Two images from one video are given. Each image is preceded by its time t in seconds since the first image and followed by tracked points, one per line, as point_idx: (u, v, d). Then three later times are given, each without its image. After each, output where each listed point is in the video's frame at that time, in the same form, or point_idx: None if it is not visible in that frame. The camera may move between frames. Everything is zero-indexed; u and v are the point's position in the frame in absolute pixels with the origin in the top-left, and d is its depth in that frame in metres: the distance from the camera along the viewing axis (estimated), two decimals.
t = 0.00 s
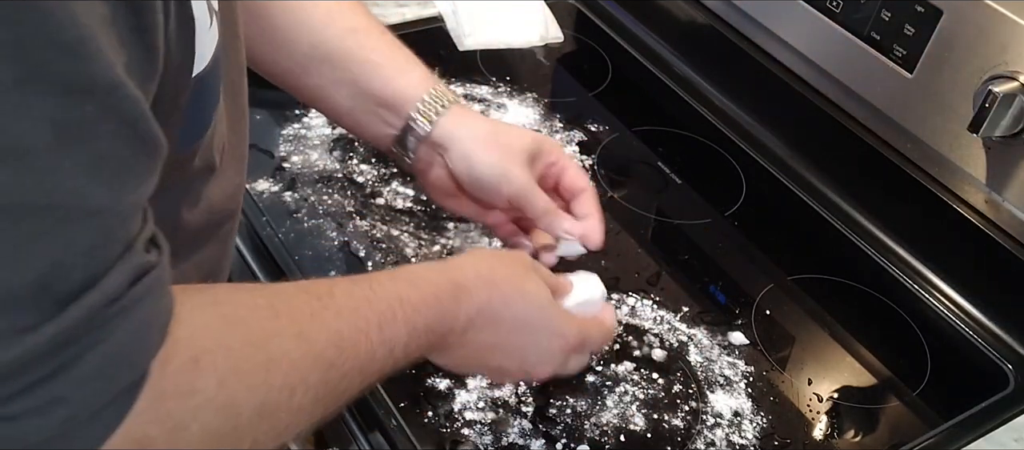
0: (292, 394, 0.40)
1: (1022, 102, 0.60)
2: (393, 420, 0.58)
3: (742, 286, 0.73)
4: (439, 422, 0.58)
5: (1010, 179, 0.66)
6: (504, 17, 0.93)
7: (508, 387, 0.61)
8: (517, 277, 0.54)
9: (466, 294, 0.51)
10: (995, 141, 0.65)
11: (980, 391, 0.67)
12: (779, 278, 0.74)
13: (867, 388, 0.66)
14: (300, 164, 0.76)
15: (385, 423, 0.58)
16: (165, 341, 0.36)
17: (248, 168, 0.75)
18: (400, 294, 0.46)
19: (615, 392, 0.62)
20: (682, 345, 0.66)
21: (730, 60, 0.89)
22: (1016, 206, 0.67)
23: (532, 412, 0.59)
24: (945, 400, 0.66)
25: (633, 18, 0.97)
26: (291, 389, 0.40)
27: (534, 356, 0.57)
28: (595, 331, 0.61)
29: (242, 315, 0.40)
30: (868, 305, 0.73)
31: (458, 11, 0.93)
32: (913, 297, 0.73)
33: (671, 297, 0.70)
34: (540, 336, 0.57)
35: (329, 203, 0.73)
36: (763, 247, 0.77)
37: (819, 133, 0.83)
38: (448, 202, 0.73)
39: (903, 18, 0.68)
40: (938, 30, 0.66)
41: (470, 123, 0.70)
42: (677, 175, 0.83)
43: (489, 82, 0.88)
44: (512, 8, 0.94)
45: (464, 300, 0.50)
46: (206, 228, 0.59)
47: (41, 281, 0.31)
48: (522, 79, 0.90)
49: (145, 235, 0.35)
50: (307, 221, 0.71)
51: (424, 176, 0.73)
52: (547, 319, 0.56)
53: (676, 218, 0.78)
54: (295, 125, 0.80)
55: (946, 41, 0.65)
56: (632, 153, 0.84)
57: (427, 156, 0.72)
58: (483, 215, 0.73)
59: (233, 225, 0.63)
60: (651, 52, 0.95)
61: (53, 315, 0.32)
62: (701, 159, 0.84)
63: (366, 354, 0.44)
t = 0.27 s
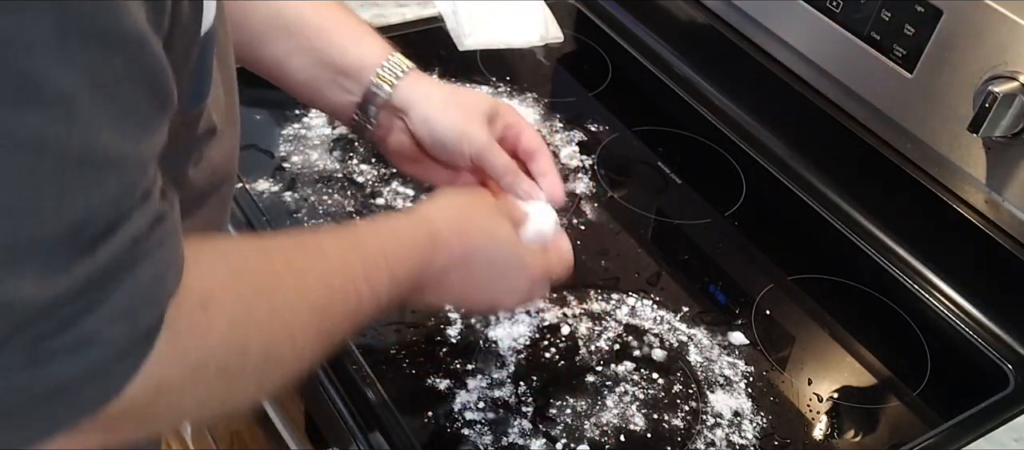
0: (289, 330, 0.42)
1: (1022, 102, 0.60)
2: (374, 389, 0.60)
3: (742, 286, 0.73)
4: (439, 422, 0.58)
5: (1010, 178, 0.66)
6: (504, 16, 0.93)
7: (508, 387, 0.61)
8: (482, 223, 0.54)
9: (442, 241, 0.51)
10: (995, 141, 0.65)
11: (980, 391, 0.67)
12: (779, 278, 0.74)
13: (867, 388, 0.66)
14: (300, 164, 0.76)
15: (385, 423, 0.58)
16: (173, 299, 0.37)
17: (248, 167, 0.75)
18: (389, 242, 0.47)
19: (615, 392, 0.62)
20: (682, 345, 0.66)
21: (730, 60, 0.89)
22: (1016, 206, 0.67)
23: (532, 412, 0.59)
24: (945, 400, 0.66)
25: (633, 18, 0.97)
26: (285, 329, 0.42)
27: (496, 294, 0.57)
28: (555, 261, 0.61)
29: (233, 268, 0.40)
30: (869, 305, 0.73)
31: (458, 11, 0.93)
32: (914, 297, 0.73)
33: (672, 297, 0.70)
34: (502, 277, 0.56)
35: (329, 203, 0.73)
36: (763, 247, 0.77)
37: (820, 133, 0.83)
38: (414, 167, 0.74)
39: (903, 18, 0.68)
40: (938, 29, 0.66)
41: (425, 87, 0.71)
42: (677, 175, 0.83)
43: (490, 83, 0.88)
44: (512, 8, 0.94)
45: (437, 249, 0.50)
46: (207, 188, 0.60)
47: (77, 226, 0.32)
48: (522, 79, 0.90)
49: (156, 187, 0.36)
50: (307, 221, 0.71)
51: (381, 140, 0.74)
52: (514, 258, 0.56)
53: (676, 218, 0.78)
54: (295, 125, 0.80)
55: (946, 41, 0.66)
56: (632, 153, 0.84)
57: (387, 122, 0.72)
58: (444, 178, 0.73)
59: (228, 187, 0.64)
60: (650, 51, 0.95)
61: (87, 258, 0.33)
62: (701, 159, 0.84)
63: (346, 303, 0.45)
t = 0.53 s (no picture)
0: (272, 227, 0.43)
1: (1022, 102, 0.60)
2: (361, 366, 0.61)
3: (743, 286, 0.73)
4: (439, 422, 0.58)
5: (1010, 178, 0.66)
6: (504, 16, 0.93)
7: (508, 387, 0.61)
8: (446, 150, 0.53)
9: (413, 161, 0.51)
10: (995, 141, 0.65)
11: (980, 391, 0.67)
12: (779, 278, 0.74)
13: (867, 388, 0.66)
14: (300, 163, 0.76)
15: (385, 424, 0.58)
16: (160, 158, 0.39)
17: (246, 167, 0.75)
18: (356, 158, 0.47)
19: (615, 392, 0.62)
20: (682, 345, 0.66)
21: (730, 60, 0.90)
22: (1015, 206, 0.67)
23: (532, 412, 0.59)
24: (945, 400, 0.66)
25: (633, 18, 0.97)
26: (263, 224, 0.43)
27: (463, 222, 0.56)
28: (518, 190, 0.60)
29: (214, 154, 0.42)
30: (869, 305, 0.73)
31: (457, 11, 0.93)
32: (914, 297, 0.73)
33: (671, 297, 0.70)
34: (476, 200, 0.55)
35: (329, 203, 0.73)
36: (764, 247, 0.77)
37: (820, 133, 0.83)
38: (374, 109, 0.74)
39: (903, 18, 0.68)
40: (939, 29, 0.66)
41: (386, 34, 0.72)
42: (677, 175, 0.83)
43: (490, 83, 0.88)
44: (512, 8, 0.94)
45: (409, 170, 0.51)
46: (184, 119, 0.58)
47: (73, 67, 0.34)
48: (522, 79, 0.90)
49: (143, 49, 0.38)
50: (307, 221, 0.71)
51: (348, 88, 0.73)
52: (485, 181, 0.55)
53: (676, 218, 0.78)
54: (295, 125, 0.80)
55: (946, 41, 0.66)
56: (632, 153, 0.84)
57: (354, 67, 0.72)
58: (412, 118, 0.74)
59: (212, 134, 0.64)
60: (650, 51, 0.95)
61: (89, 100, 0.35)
62: (701, 159, 0.84)
63: (326, 212, 0.45)
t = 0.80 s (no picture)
0: (208, 119, 0.46)
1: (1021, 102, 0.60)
2: (344, 338, 0.62)
3: (743, 286, 0.73)
4: (439, 422, 0.58)
5: (1010, 178, 0.66)
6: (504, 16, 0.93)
7: (508, 387, 0.60)
8: (413, 95, 0.57)
9: (374, 96, 0.54)
10: (995, 141, 0.65)
11: (980, 391, 0.67)
12: (779, 278, 0.74)
13: (867, 388, 0.66)
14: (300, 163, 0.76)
15: (385, 424, 0.58)
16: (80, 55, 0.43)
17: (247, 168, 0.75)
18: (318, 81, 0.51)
19: (615, 392, 0.62)
20: (682, 345, 0.66)
21: (729, 60, 0.89)
22: (1015, 206, 0.67)
23: (532, 412, 0.59)
24: (945, 400, 0.66)
25: (633, 18, 0.97)
26: (205, 107, 0.46)
27: (429, 162, 0.60)
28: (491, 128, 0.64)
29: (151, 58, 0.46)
30: (870, 305, 0.73)
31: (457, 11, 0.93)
32: (914, 297, 0.73)
33: (671, 297, 0.70)
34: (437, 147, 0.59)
35: (329, 203, 0.73)
36: (764, 248, 0.77)
37: (821, 132, 0.83)
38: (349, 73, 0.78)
39: (903, 18, 0.68)
40: (938, 29, 0.66)
41: (373, 4, 0.74)
42: (678, 175, 0.83)
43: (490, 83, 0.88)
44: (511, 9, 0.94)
45: (369, 102, 0.54)
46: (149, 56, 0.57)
47: None
48: (522, 80, 0.90)
49: None
50: (307, 221, 0.71)
51: (335, 52, 0.77)
52: (450, 130, 0.59)
53: (676, 218, 0.78)
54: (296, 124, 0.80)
55: (946, 41, 0.66)
56: (632, 153, 0.84)
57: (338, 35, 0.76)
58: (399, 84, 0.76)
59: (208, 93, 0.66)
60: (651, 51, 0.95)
61: (80, 6, 0.47)
62: (701, 160, 0.84)
63: (270, 116, 0.48)
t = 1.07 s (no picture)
0: (153, 50, 0.45)
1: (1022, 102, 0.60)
2: (344, 338, 0.62)
3: (743, 286, 0.73)
4: (439, 422, 0.58)
5: (1010, 178, 0.66)
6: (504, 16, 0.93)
7: (508, 387, 0.60)
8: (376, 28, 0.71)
9: (329, 57, 0.56)
10: (995, 141, 0.65)
11: (980, 390, 0.67)
12: (779, 278, 0.74)
13: (867, 388, 0.66)
14: (300, 164, 0.76)
15: (384, 424, 0.58)
16: None
17: (248, 168, 0.75)
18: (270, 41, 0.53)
19: (615, 392, 0.62)
20: (682, 345, 0.66)
21: (729, 60, 0.89)
22: (1015, 207, 0.67)
23: (532, 412, 0.59)
24: (945, 400, 0.66)
25: (633, 19, 0.97)
26: (149, 43, 0.45)
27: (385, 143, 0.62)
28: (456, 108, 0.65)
29: None
30: (871, 305, 0.73)
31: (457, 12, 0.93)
32: (914, 298, 0.73)
33: (671, 297, 0.70)
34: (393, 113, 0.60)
35: (329, 203, 0.73)
36: (764, 248, 0.77)
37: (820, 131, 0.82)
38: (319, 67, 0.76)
39: (903, 18, 0.68)
40: (938, 29, 0.66)
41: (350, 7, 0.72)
42: (678, 175, 0.83)
43: (490, 83, 0.88)
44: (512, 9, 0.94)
45: (323, 60, 0.55)
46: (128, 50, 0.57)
47: None
48: (522, 80, 0.90)
49: None
50: (307, 221, 0.71)
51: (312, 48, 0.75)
52: (407, 95, 0.60)
53: (676, 218, 0.78)
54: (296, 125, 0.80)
55: (946, 41, 0.66)
56: (632, 154, 0.84)
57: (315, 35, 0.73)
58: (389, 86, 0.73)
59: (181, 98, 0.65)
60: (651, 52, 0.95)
61: None
62: (701, 160, 0.84)
63: (222, 60, 0.48)
